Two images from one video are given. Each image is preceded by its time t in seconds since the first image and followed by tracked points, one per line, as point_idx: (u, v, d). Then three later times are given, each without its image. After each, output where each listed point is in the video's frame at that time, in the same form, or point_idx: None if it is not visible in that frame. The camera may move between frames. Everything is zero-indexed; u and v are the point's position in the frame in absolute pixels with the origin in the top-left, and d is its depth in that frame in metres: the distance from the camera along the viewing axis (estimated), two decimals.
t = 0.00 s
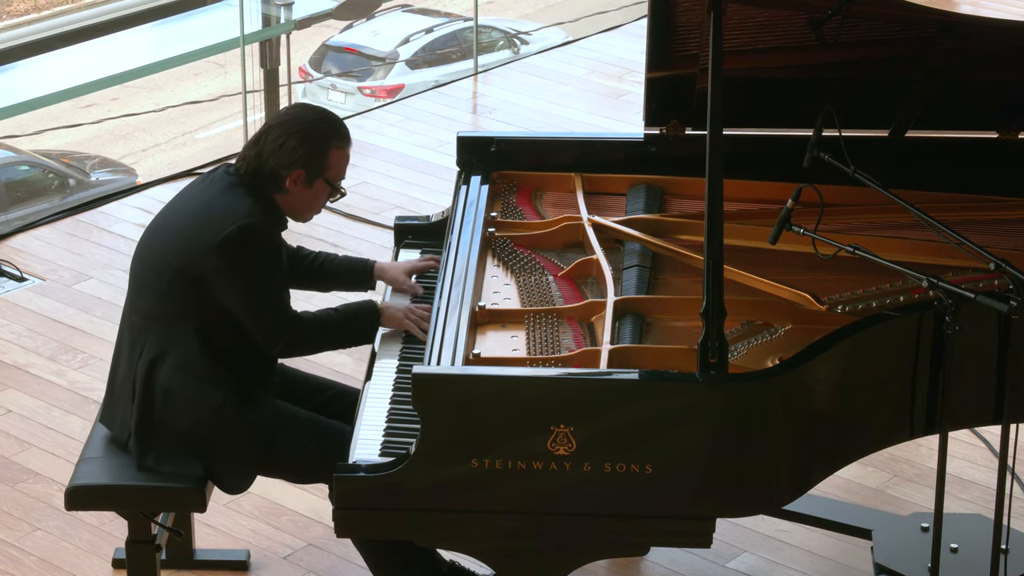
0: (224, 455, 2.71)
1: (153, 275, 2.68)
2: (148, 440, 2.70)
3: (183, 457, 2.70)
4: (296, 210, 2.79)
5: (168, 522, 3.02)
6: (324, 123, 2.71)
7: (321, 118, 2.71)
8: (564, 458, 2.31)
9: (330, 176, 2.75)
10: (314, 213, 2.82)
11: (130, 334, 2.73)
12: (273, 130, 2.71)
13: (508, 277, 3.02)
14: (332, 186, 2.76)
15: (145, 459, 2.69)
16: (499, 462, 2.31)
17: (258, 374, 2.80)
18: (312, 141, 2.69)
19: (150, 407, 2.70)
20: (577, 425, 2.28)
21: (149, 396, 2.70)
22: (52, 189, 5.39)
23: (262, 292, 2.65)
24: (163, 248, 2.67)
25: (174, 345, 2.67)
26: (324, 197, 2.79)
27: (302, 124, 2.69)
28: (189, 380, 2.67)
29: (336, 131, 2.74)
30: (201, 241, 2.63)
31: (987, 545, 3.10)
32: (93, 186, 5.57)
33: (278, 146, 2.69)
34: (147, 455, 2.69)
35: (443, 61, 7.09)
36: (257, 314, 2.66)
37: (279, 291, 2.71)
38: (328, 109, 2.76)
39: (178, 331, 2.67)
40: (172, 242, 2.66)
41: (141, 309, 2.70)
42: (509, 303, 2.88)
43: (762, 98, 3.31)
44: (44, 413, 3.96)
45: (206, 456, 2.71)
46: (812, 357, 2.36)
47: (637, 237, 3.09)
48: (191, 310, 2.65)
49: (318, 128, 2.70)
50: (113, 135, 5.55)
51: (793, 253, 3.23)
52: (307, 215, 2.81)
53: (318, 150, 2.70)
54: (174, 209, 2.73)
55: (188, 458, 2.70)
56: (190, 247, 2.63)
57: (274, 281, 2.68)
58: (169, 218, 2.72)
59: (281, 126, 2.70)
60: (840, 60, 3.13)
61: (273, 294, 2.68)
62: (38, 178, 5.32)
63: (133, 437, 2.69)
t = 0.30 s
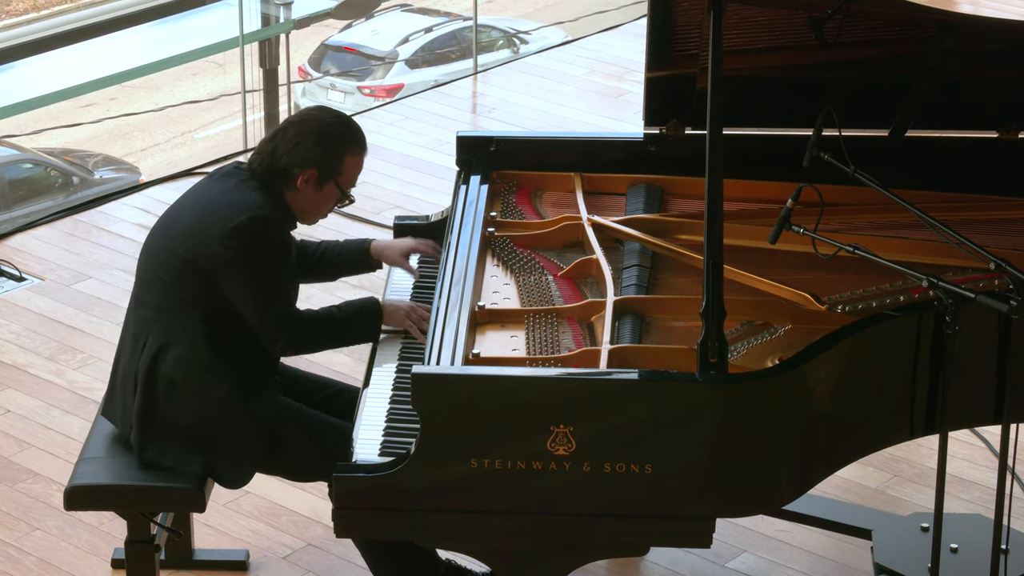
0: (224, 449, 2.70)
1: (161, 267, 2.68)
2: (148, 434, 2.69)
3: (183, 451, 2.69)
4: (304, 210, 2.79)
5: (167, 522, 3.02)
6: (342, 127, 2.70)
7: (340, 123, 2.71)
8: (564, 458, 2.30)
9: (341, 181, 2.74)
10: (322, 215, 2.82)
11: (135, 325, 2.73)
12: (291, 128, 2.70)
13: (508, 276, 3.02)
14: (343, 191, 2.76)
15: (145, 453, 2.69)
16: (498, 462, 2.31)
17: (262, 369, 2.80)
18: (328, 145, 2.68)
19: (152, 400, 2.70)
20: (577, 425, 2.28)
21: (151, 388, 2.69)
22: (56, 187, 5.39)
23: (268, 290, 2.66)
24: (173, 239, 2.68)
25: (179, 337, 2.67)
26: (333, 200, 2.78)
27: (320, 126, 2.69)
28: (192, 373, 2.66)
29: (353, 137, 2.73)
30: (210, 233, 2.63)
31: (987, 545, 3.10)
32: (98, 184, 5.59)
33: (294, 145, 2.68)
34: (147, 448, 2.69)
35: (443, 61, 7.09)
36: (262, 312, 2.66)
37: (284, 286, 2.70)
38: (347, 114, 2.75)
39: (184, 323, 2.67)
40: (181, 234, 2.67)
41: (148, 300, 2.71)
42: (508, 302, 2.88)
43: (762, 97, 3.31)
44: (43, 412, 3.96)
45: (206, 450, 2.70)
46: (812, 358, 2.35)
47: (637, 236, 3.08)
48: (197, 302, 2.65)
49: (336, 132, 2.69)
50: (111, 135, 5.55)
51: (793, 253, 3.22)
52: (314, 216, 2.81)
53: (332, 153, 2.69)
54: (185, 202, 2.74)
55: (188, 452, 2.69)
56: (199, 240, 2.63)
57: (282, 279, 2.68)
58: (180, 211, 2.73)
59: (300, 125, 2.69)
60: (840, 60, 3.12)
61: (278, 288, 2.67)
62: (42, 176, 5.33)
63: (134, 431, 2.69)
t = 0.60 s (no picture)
0: (224, 448, 2.71)
1: (170, 266, 2.68)
2: (149, 431, 2.70)
3: (183, 449, 2.69)
4: (315, 215, 2.77)
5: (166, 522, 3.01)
6: (359, 134, 2.69)
7: (356, 129, 2.69)
8: (563, 458, 2.30)
9: (354, 187, 2.72)
10: (333, 220, 2.79)
11: (140, 322, 2.73)
12: (308, 132, 2.68)
13: (508, 276, 3.02)
14: (355, 197, 2.74)
15: (145, 450, 2.69)
16: (498, 462, 2.31)
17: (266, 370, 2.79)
18: (344, 150, 2.66)
19: (154, 398, 2.70)
20: (576, 424, 2.27)
21: (153, 386, 2.69)
22: (59, 185, 5.40)
23: (269, 294, 2.60)
24: (180, 238, 2.68)
25: (182, 336, 2.67)
26: (345, 206, 2.76)
27: (337, 131, 2.66)
28: (194, 372, 2.66)
29: (369, 144, 2.71)
30: (218, 235, 2.61)
31: (987, 545, 3.09)
32: (100, 182, 5.60)
33: (309, 149, 2.66)
34: (147, 446, 2.69)
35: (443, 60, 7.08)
36: (260, 317, 2.59)
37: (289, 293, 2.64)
38: (364, 122, 2.73)
39: (188, 322, 2.67)
40: (188, 233, 2.67)
41: (153, 298, 2.71)
42: (508, 302, 2.88)
43: (762, 97, 3.31)
44: (42, 412, 3.95)
45: (205, 449, 2.70)
46: (812, 358, 2.35)
47: (637, 236, 3.08)
48: (202, 303, 2.65)
49: (352, 138, 2.67)
50: (110, 135, 5.54)
51: (793, 252, 3.22)
52: (325, 221, 2.78)
53: (348, 160, 2.67)
54: (195, 201, 2.73)
55: (188, 450, 2.69)
56: (206, 241, 2.63)
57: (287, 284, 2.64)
58: (189, 211, 2.73)
59: (316, 130, 2.67)
60: (840, 59, 3.12)
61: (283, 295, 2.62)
62: (47, 174, 5.33)
63: (134, 429, 2.69)
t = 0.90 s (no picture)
0: (224, 447, 2.70)
1: (175, 266, 2.68)
2: (149, 430, 2.69)
3: (183, 449, 2.69)
4: (318, 215, 2.75)
5: (166, 523, 3.01)
6: (365, 133, 2.68)
7: (362, 128, 2.68)
8: (563, 457, 2.29)
9: (358, 186, 2.71)
10: (336, 221, 2.77)
11: (143, 321, 2.73)
12: (313, 129, 2.68)
13: (507, 276, 3.01)
14: (358, 197, 2.72)
15: (145, 450, 2.68)
16: (497, 462, 2.30)
17: (268, 370, 2.79)
18: (348, 148, 2.66)
19: (156, 397, 2.69)
20: (576, 424, 2.27)
21: (155, 385, 2.69)
22: (62, 184, 5.40)
23: (273, 294, 2.60)
24: (186, 238, 2.68)
25: (186, 336, 2.67)
26: (349, 206, 2.74)
27: (342, 129, 2.66)
28: (198, 372, 2.66)
29: (374, 143, 2.70)
30: (223, 234, 2.61)
31: (987, 545, 3.09)
32: (102, 181, 5.60)
33: (314, 145, 2.66)
34: (148, 446, 2.69)
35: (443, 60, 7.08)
36: (263, 317, 2.59)
37: (291, 293, 2.64)
38: (372, 122, 2.72)
39: (192, 322, 2.67)
40: (194, 233, 2.67)
41: (159, 298, 2.71)
42: (508, 302, 2.87)
43: (762, 96, 3.30)
44: (42, 412, 3.95)
45: (205, 449, 2.69)
46: (812, 358, 2.35)
47: (636, 236, 3.08)
48: (206, 302, 2.65)
49: (357, 136, 2.67)
50: (109, 134, 5.53)
51: (793, 252, 3.21)
52: (328, 221, 2.77)
53: (351, 157, 2.66)
54: (202, 201, 2.73)
55: (189, 450, 2.69)
56: (212, 240, 2.63)
57: (291, 284, 2.64)
58: (195, 210, 2.73)
59: (321, 127, 2.67)
60: (840, 59, 3.12)
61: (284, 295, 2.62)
62: (49, 173, 5.33)
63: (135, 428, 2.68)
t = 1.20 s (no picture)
0: (224, 448, 2.70)
1: (173, 268, 2.68)
2: (150, 432, 2.69)
3: (183, 450, 2.68)
4: (316, 210, 2.74)
5: (165, 522, 3.00)
6: (361, 127, 2.67)
7: (358, 121, 2.67)
8: (562, 457, 2.29)
9: (354, 180, 2.69)
10: (335, 217, 2.76)
11: (143, 323, 2.73)
12: (310, 123, 2.68)
13: (506, 276, 3.01)
14: (355, 191, 2.70)
15: (146, 451, 2.68)
16: (497, 462, 2.30)
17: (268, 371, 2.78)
18: (343, 141, 2.64)
19: (156, 399, 2.69)
20: (575, 424, 2.27)
21: (155, 386, 2.69)
22: (64, 182, 5.41)
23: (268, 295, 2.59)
24: (185, 239, 2.67)
25: (186, 338, 2.67)
26: (347, 201, 2.73)
27: (337, 121, 2.65)
28: (197, 373, 2.66)
29: (371, 137, 2.69)
30: (220, 235, 2.61)
31: (987, 545, 3.09)
32: (105, 179, 5.61)
33: (310, 138, 2.66)
34: (149, 448, 2.68)
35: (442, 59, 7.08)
36: (250, 319, 2.59)
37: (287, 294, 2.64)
38: (369, 117, 2.71)
39: (191, 323, 2.66)
40: (193, 233, 2.66)
41: (158, 299, 2.70)
42: (507, 302, 2.87)
43: (762, 96, 3.29)
44: (41, 412, 3.94)
45: (205, 451, 2.69)
46: (812, 357, 2.34)
47: (636, 235, 3.07)
48: (204, 304, 2.64)
49: (352, 128, 2.66)
50: (108, 134, 5.53)
51: (793, 252, 3.21)
52: (328, 217, 2.75)
53: (346, 150, 2.65)
54: (201, 201, 2.72)
55: (189, 451, 2.68)
56: (208, 241, 2.62)
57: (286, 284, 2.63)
58: (194, 211, 2.72)
59: (318, 120, 2.67)
60: (840, 58, 3.11)
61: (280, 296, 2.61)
62: (52, 172, 5.35)
63: (135, 430, 2.68)
